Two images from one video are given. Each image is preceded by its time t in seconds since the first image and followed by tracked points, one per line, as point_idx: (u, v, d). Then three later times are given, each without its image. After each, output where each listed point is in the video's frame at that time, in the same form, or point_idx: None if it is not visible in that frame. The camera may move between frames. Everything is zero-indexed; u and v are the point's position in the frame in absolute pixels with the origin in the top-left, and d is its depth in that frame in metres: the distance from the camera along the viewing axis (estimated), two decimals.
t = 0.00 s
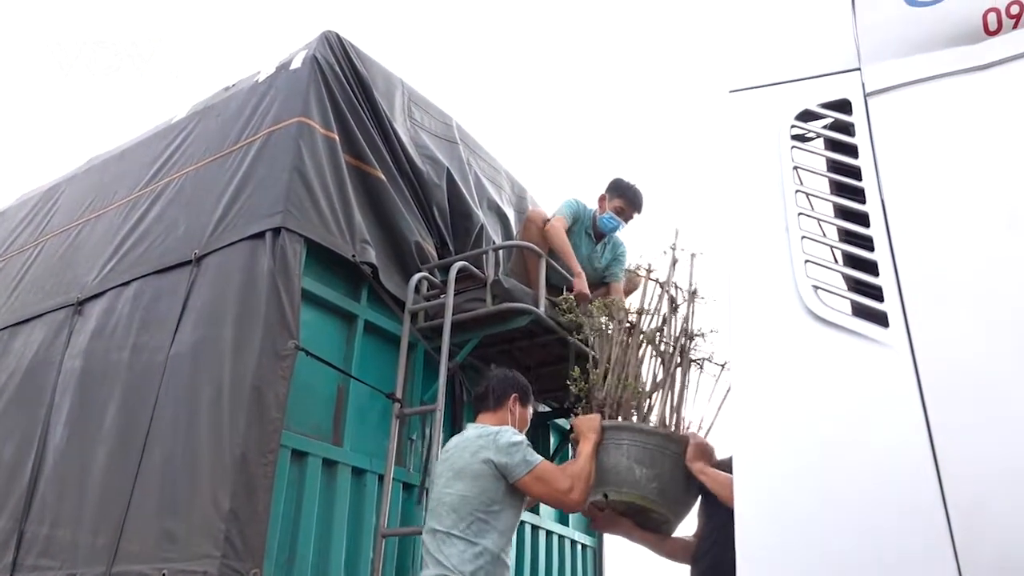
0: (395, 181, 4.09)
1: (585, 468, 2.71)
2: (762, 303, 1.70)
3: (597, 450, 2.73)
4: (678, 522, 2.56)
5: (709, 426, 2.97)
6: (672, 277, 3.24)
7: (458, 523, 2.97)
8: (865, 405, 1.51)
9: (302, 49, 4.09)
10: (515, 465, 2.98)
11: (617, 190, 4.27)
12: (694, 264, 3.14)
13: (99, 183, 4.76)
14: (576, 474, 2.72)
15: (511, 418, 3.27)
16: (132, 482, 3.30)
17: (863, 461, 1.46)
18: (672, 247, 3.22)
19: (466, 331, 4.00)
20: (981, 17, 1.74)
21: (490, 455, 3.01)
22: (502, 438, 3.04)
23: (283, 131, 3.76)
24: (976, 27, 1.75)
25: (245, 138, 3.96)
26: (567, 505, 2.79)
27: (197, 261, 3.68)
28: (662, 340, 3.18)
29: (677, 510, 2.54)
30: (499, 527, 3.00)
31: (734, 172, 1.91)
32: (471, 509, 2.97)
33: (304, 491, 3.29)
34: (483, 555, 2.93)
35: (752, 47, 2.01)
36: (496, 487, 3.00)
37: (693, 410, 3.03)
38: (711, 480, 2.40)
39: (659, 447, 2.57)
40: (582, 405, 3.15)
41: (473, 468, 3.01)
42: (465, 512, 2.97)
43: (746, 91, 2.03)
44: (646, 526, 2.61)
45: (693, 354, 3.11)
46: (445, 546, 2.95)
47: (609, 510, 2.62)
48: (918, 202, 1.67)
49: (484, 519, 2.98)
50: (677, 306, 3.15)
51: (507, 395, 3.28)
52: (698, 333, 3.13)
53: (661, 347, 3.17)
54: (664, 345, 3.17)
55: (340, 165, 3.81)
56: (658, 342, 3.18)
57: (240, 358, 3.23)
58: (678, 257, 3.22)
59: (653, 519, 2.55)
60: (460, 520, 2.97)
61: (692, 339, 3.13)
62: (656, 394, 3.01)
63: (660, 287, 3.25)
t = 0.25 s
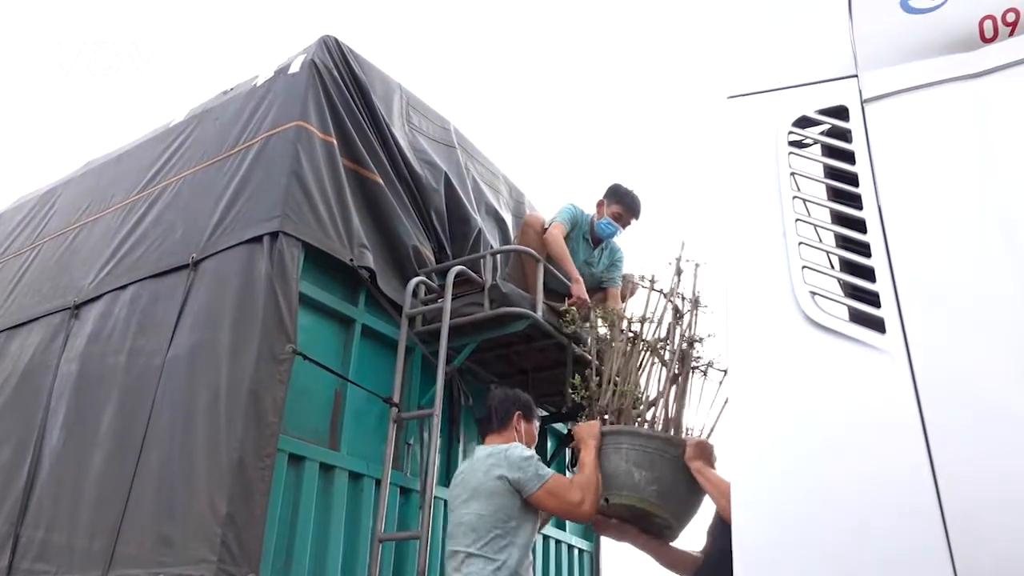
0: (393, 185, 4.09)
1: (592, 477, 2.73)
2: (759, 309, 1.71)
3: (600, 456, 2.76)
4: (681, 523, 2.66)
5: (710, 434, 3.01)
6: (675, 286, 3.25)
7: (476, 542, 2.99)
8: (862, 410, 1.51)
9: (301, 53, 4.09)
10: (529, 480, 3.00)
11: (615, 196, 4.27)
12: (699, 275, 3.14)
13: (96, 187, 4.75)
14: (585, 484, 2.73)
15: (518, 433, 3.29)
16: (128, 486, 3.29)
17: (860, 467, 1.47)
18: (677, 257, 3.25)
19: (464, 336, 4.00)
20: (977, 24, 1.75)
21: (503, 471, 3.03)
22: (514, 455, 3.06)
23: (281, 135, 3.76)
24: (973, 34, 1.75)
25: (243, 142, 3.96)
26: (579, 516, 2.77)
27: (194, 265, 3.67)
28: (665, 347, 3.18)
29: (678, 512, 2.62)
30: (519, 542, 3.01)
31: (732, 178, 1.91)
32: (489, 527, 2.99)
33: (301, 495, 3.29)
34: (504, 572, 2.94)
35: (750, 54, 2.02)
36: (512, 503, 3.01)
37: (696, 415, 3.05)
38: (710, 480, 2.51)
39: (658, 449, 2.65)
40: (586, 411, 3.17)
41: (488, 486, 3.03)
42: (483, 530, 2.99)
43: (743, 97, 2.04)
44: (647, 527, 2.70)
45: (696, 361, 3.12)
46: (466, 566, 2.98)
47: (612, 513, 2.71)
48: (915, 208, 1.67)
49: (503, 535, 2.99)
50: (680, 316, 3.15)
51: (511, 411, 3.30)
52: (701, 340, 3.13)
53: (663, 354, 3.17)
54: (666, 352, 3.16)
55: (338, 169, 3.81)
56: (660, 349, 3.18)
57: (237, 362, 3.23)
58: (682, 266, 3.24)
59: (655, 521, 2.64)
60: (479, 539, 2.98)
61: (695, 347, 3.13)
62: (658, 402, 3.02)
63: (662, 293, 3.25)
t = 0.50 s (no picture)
0: (390, 188, 4.09)
1: (591, 475, 2.76)
2: (756, 313, 1.71)
3: (595, 451, 2.79)
4: (683, 505, 2.70)
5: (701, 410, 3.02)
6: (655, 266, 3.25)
7: (493, 560, 2.99)
8: (859, 414, 1.51)
9: (298, 56, 4.09)
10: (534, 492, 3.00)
11: (611, 199, 4.26)
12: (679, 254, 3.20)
13: (93, 189, 4.74)
14: (586, 484, 2.75)
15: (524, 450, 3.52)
16: (124, 488, 3.28)
17: (857, 470, 1.47)
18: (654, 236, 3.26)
19: (460, 339, 4.00)
20: (973, 30, 1.76)
21: (508, 488, 3.04)
22: (519, 471, 3.07)
23: (278, 137, 3.76)
24: (969, 38, 1.77)
25: (240, 144, 3.96)
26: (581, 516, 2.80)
27: (191, 267, 3.67)
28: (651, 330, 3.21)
29: (677, 496, 2.66)
30: (537, 556, 3.00)
31: (729, 182, 1.92)
32: (503, 544, 2.99)
33: (298, 498, 3.28)
34: None
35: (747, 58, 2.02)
36: (523, 517, 3.01)
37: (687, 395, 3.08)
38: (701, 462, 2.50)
39: (648, 438, 2.67)
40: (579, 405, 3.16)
41: (499, 505, 3.04)
42: (499, 549, 2.99)
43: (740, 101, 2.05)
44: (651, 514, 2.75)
45: (682, 341, 3.17)
46: None
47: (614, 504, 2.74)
48: (912, 213, 1.68)
49: (518, 550, 2.98)
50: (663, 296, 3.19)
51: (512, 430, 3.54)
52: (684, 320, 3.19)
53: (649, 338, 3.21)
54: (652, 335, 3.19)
55: (335, 171, 3.81)
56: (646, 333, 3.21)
57: (234, 364, 3.23)
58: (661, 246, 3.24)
59: (656, 506, 2.68)
60: (495, 557, 2.99)
61: (678, 327, 3.18)
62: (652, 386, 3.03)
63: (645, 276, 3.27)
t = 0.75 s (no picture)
0: (386, 189, 4.09)
1: (596, 465, 2.74)
2: (752, 313, 1.71)
3: (596, 441, 2.76)
4: (689, 484, 2.68)
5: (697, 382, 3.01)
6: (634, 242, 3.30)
7: (499, 557, 3.02)
8: (855, 415, 1.51)
9: (294, 57, 4.09)
10: (538, 490, 3.01)
11: (605, 199, 4.25)
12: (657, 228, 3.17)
13: (88, 190, 4.73)
14: (591, 475, 2.74)
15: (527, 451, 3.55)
16: (120, 490, 3.27)
17: (853, 471, 1.47)
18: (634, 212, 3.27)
19: (457, 340, 4.00)
20: (968, 31, 1.77)
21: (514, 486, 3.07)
22: (525, 469, 3.08)
23: (274, 138, 3.76)
24: (964, 40, 1.77)
25: (236, 145, 3.95)
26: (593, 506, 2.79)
27: (186, 268, 3.66)
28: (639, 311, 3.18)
29: (682, 476, 2.64)
30: (544, 553, 3.01)
31: (724, 183, 1.92)
32: (508, 541, 3.02)
33: (294, 500, 3.28)
34: None
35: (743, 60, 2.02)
36: (527, 514, 3.03)
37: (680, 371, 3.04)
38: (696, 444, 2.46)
39: (646, 423, 2.63)
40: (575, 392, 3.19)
41: (505, 503, 3.07)
42: (505, 546, 3.02)
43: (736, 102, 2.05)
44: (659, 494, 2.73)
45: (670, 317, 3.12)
46: None
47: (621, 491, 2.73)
48: (907, 213, 1.68)
49: (523, 547, 3.00)
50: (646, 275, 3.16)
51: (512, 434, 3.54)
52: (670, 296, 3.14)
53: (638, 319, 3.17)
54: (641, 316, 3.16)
55: (331, 172, 3.81)
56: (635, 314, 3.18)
57: (230, 365, 3.22)
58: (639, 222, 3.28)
59: (663, 489, 2.66)
60: (501, 554, 3.02)
61: (665, 302, 3.13)
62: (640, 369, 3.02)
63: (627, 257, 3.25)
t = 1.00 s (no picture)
0: (383, 189, 4.09)
1: (602, 449, 2.71)
2: (749, 312, 1.72)
3: (602, 427, 2.74)
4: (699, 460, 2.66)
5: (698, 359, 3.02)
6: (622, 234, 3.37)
7: (504, 547, 3.04)
8: (853, 413, 1.52)
9: (291, 57, 4.09)
10: (543, 481, 3.00)
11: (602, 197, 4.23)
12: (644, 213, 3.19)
13: (85, 191, 4.72)
14: (599, 458, 2.71)
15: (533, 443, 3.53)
16: (117, 491, 3.27)
17: (852, 469, 1.47)
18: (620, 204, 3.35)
19: (455, 340, 3.99)
20: (964, 29, 1.77)
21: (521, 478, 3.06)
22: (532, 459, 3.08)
23: (272, 138, 3.75)
24: (960, 38, 1.77)
25: (233, 145, 3.95)
26: (601, 489, 2.75)
27: (184, 269, 3.66)
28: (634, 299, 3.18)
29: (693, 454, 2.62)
30: (549, 543, 3.01)
31: (722, 181, 1.92)
32: (514, 531, 3.02)
33: (293, 500, 3.28)
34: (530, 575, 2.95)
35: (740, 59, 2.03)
36: (533, 505, 3.03)
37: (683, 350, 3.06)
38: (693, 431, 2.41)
39: (651, 406, 2.61)
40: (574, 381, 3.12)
41: (512, 493, 3.08)
42: (511, 536, 3.03)
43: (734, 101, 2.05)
44: (670, 473, 2.71)
45: (666, 301, 3.13)
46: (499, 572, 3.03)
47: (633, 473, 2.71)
48: (905, 212, 1.68)
49: (528, 537, 3.00)
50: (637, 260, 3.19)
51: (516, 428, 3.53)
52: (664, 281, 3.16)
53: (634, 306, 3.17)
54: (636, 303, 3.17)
55: (328, 172, 3.80)
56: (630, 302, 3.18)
57: (227, 366, 3.21)
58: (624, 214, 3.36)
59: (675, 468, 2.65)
60: (506, 544, 3.03)
61: (659, 287, 3.15)
62: (643, 356, 3.01)
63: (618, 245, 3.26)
